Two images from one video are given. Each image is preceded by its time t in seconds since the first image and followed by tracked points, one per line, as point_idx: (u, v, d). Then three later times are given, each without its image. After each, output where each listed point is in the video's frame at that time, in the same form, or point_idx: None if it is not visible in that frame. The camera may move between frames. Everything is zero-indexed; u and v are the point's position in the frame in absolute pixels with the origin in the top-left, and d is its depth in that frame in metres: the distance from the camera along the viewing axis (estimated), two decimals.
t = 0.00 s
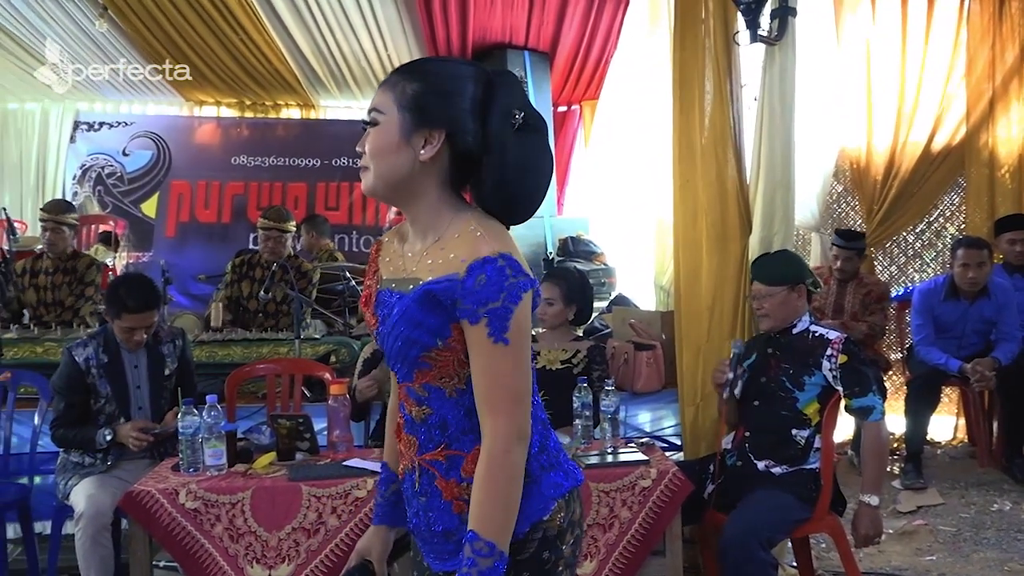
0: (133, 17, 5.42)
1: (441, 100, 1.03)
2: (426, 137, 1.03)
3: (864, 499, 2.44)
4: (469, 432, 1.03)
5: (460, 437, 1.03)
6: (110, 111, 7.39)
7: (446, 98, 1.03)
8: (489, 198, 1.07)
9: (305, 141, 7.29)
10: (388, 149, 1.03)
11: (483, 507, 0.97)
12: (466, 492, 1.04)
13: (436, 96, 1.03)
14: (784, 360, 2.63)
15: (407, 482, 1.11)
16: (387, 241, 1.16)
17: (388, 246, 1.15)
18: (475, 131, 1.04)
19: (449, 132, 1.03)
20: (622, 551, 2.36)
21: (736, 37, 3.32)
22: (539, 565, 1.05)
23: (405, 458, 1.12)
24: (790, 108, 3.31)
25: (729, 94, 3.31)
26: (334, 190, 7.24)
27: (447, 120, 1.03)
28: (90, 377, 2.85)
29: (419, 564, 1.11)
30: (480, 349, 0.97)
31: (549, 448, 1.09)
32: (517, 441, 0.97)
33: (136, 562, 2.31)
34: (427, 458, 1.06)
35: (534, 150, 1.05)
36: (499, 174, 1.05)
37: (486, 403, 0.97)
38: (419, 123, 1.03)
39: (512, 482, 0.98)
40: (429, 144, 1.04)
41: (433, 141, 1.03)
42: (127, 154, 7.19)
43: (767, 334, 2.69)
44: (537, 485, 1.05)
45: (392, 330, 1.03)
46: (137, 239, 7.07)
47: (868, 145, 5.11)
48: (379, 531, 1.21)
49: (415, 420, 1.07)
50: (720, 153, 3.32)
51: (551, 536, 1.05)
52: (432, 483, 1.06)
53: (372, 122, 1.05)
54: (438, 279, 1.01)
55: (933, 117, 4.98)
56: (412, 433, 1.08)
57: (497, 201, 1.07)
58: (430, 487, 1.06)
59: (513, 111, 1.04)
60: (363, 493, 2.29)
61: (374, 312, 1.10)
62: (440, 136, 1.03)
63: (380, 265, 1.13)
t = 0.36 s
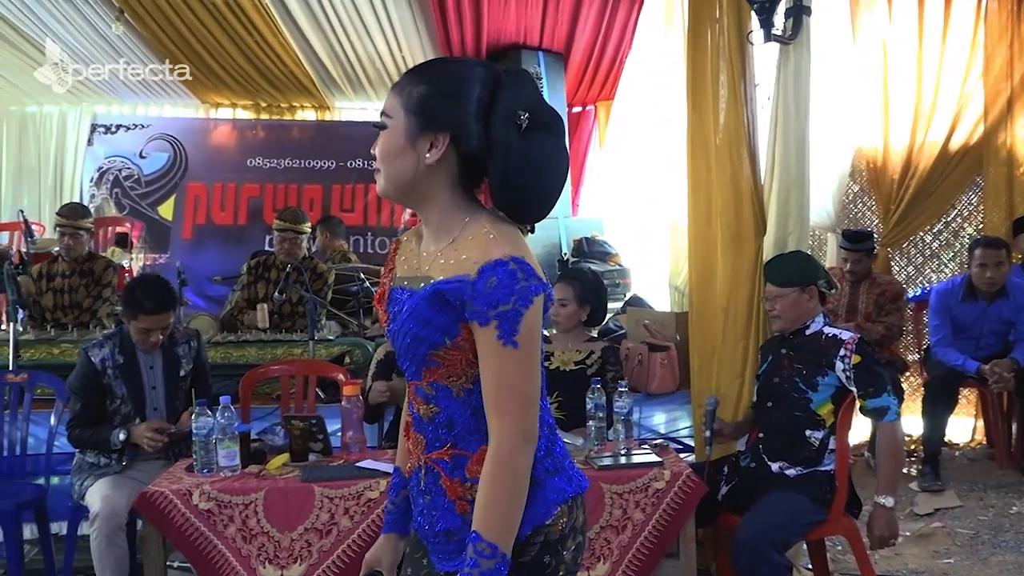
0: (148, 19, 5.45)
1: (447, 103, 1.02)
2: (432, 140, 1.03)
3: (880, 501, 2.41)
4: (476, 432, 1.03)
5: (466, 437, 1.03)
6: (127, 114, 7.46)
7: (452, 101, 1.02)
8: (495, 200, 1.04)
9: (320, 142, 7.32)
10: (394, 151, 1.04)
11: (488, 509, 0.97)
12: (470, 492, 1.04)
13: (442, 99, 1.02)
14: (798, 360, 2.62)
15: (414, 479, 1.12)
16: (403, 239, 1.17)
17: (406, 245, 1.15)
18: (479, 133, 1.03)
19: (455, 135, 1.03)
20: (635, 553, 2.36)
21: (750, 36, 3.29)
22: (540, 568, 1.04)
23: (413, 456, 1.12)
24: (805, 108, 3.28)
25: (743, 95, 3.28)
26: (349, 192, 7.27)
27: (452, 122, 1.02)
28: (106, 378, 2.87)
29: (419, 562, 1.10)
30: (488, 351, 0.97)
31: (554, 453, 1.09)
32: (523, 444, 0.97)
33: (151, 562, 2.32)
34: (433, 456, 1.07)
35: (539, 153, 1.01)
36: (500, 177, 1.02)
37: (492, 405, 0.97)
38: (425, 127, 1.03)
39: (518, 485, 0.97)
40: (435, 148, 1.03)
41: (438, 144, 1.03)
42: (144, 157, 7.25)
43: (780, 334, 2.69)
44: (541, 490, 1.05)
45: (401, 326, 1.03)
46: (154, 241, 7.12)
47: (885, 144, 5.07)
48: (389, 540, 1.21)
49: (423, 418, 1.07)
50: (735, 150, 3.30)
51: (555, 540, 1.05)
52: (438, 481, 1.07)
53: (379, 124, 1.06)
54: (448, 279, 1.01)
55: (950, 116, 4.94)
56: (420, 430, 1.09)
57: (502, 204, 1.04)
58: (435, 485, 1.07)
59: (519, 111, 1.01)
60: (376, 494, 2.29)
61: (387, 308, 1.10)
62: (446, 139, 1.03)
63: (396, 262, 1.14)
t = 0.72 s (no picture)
0: (161, 22, 5.49)
1: (450, 101, 1.02)
2: (435, 137, 1.03)
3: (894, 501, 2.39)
4: (480, 430, 1.03)
5: (472, 435, 1.03)
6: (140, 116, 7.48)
7: (455, 98, 1.03)
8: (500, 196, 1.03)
9: (332, 143, 7.34)
10: (397, 150, 1.04)
11: (502, 507, 0.97)
12: (474, 489, 1.04)
13: (445, 96, 1.02)
14: (810, 360, 2.61)
15: (414, 477, 1.11)
16: (404, 238, 1.17)
17: (407, 242, 1.15)
18: (483, 129, 1.03)
19: (457, 132, 1.03)
20: (645, 554, 2.35)
21: (760, 34, 3.29)
22: (543, 564, 1.04)
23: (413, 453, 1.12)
24: (815, 107, 3.26)
25: (753, 97, 3.28)
26: (361, 193, 7.28)
27: (455, 120, 1.02)
28: (118, 378, 2.88)
29: (418, 560, 1.10)
30: (500, 351, 0.97)
31: (555, 450, 1.09)
32: (534, 443, 0.97)
33: (162, 562, 2.33)
34: (436, 454, 1.06)
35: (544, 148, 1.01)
36: (506, 173, 1.02)
37: (502, 403, 0.97)
38: (428, 124, 1.03)
39: (530, 483, 0.98)
40: (438, 146, 1.03)
41: (440, 142, 1.03)
42: (157, 159, 7.30)
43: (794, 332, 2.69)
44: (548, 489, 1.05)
45: (408, 324, 1.03)
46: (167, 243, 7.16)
47: (897, 143, 5.05)
48: (387, 534, 1.20)
49: (426, 416, 1.07)
50: (745, 151, 3.29)
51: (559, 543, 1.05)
52: (440, 479, 1.06)
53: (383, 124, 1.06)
54: (458, 278, 1.01)
55: (964, 114, 4.90)
56: (422, 427, 1.08)
57: (507, 201, 1.03)
58: (438, 482, 1.06)
59: (521, 106, 1.02)
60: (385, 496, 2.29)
61: (390, 305, 1.10)
62: (449, 136, 1.03)
63: (398, 260, 1.14)
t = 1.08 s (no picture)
0: (169, 25, 5.51)
1: (451, 102, 1.03)
2: (436, 138, 1.04)
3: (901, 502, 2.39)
4: (473, 426, 1.05)
5: (466, 430, 1.05)
6: (150, 120, 7.52)
7: (456, 99, 1.04)
8: (501, 196, 1.07)
9: (340, 145, 7.36)
10: (398, 151, 1.04)
11: (508, 500, 1.00)
12: (467, 484, 1.06)
13: (446, 97, 1.03)
14: (820, 360, 2.60)
15: (398, 475, 1.11)
16: (381, 234, 1.17)
17: (386, 240, 1.15)
18: (483, 131, 1.05)
19: (458, 132, 1.04)
20: (652, 555, 2.34)
21: (767, 34, 3.27)
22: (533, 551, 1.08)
23: (397, 451, 1.12)
24: (824, 107, 3.26)
25: (761, 97, 3.28)
26: (369, 195, 7.29)
27: (456, 121, 1.04)
28: (127, 381, 2.90)
29: (403, 558, 1.11)
30: (504, 347, 0.99)
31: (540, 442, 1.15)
32: (537, 436, 1.00)
33: (170, 564, 2.35)
34: (427, 451, 1.07)
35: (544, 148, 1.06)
36: (508, 173, 1.05)
37: (508, 398, 1.00)
38: (430, 124, 1.04)
39: (533, 476, 1.01)
40: (439, 146, 1.04)
41: (441, 143, 1.04)
42: (167, 162, 7.33)
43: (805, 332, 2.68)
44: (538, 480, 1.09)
45: (404, 323, 1.04)
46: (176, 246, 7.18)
47: (906, 142, 5.03)
48: (353, 531, 1.22)
49: (415, 414, 1.08)
50: (754, 152, 3.28)
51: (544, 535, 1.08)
52: (432, 474, 1.07)
53: (381, 123, 1.06)
54: (460, 277, 1.02)
55: (974, 112, 4.89)
56: (409, 425, 1.09)
57: (507, 200, 1.07)
58: (429, 478, 1.07)
59: (521, 108, 1.06)
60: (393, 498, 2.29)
61: (378, 302, 1.10)
62: (450, 137, 1.04)
63: (379, 257, 1.13)
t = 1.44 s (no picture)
0: (175, 28, 5.53)
1: (451, 107, 1.07)
2: (435, 139, 1.07)
3: (905, 503, 2.38)
4: (458, 422, 1.07)
5: (451, 426, 1.07)
6: (156, 122, 7.56)
7: (455, 104, 1.07)
8: (494, 196, 1.14)
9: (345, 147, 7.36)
10: (397, 152, 1.06)
11: (503, 491, 1.04)
12: (453, 479, 1.07)
13: (447, 101, 1.07)
14: (824, 361, 2.60)
15: (378, 473, 1.11)
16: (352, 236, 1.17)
17: (359, 241, 1.16)
18: (479, 135, 1.10)
19: (458, 135, 1.08)
20: (656, 557, 2.34)
21: (771, 34, 3.27)
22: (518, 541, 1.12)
23: (375, 449, 1.12)
24: (828, 108, 3.24)
25: (766, 97, 3.27)
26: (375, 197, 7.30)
27: (455, 125, 1.07)
28: (132, 382, 2.91)
29: (383, 556, 1.12)
30: (496, 346, 1.03)
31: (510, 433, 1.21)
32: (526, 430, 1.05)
33: (175, 565, 2.36)
34: (411, 449, 1.08)
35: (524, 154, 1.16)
36: (503, 174, 1.13)
37: (500, 395, 1.04)
38: (431, 125, 1.06)
39: (522, 468, 1.05)
40: (438, 148, 1.07)
41: (440, 145, 1.07)
42: (174, 164, 7.36)
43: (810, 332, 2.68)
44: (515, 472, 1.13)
45: (393, 324, 1.05)
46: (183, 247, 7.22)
47: (912, 142, 5.02)
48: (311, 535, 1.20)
49: (399, 413, 1.08)
50: (758, 151, 3.28)
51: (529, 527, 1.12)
52: (416, 471, 1.08)
53: (379, 123, 1.07)
54: (453, 278, 1.04)
55: (980, 110, 4.86)
56: (392, 424, 1.09)
57: (497, 199, 1.15)
58: (413, 475, 1.08)
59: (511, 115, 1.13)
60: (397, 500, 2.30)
61: (359, 305, 1.10)
62: (448, 139, 1.08)
63: (354, 258, 1.14)
